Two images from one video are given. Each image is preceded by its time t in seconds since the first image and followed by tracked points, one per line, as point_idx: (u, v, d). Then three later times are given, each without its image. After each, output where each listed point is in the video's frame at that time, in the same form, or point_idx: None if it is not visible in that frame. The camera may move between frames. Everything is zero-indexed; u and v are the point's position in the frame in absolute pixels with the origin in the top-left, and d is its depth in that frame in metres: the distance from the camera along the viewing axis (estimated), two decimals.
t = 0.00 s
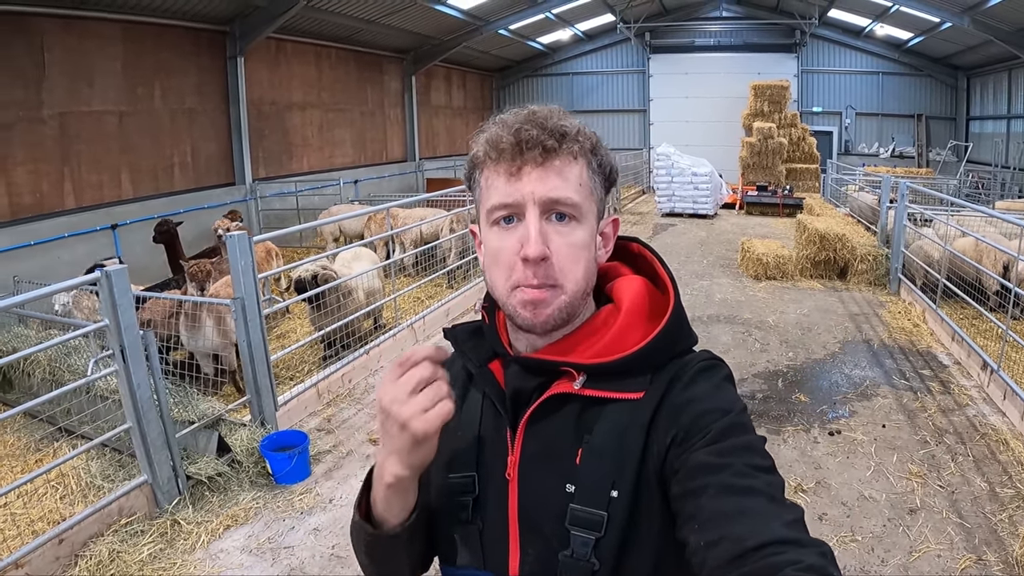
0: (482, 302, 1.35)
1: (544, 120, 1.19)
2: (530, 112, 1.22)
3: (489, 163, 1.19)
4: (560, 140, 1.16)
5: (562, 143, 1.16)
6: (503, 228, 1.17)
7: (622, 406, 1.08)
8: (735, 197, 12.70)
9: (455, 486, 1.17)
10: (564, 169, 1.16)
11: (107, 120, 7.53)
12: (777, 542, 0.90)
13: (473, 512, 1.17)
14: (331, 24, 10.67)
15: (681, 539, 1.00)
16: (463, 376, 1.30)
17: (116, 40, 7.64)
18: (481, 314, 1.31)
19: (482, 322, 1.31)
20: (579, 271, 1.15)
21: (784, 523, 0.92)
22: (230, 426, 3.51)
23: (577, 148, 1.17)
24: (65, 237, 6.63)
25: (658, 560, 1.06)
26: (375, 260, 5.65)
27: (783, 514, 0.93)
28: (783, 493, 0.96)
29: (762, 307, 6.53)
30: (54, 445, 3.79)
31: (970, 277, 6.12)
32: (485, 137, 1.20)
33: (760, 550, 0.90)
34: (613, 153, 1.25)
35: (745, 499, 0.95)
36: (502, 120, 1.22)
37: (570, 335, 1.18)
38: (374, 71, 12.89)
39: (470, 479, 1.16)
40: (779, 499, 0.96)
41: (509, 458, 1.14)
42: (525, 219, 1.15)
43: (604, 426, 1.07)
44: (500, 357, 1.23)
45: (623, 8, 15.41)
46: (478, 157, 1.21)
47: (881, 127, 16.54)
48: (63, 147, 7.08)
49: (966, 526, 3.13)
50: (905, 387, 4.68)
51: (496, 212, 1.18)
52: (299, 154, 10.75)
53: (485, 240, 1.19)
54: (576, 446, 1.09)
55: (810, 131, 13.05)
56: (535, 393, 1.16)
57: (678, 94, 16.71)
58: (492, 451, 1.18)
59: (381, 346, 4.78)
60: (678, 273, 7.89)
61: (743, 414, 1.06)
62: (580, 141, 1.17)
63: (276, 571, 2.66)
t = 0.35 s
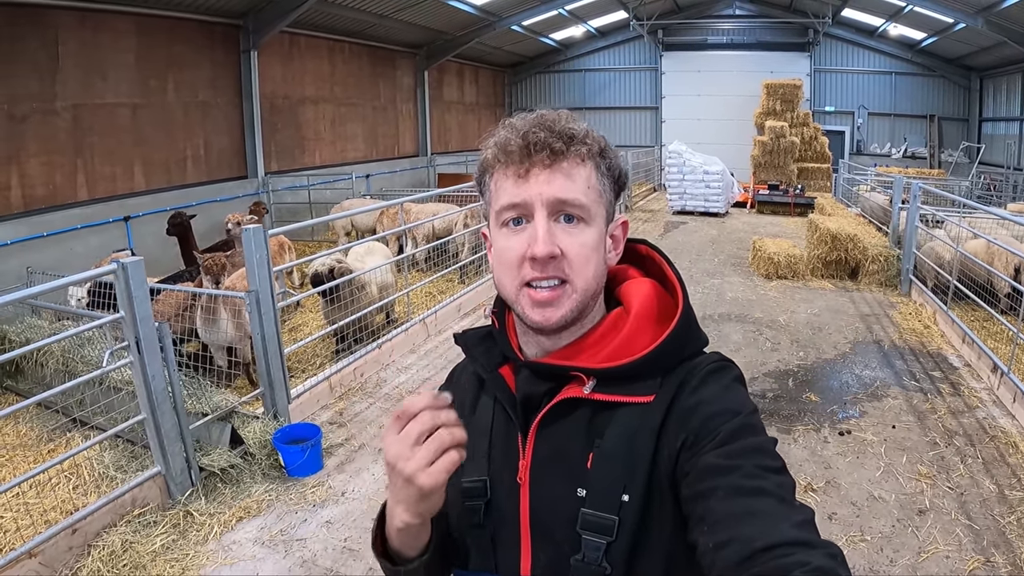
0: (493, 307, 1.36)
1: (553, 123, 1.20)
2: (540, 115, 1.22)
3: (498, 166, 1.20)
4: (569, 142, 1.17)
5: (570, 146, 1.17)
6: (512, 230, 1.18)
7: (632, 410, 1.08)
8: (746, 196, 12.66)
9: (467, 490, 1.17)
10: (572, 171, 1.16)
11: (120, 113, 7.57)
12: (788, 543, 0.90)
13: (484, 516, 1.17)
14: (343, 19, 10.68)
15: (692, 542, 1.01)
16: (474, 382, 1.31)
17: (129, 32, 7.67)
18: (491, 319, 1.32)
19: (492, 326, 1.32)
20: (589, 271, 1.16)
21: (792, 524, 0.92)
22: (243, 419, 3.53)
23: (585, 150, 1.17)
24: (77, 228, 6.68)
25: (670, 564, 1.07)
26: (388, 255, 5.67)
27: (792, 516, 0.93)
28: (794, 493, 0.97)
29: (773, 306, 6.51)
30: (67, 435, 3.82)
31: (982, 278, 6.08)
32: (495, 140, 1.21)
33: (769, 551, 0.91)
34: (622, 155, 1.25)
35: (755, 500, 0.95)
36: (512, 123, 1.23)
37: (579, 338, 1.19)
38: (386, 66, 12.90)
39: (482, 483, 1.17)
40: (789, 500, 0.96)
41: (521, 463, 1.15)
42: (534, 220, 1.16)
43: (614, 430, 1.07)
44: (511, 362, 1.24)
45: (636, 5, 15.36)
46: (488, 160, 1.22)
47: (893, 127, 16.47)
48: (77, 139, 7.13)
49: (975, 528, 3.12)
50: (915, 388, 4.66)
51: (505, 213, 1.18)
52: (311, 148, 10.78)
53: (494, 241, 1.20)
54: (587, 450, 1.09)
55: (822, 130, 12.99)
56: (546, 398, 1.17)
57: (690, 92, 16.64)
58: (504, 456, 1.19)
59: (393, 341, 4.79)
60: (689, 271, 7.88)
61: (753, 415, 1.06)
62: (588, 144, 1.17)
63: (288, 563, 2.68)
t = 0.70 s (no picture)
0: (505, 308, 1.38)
1: (546, 127, 1.20)
2: (531, 117, 1.23)
3: (494, 174, 1.22)
4: (561, 147, 1.17)
5: (563, 151, 1.17)
6: (512, 237, 1.20)
7: (642, 411, 1.08)
8: (742, 198, 12.70)
9: (475, 488, 1.17)
10: (567, 176, 1.17)
11: (118, 112, 7.56)
12: (790, 547, 0.90)
13: (492, 515, 1.16)
14: (341, 19, 10.67)
15: (697, 545, 1.01)
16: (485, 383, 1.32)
17: (127, 32, 7.66)
18: (504, 320, 1.33)
19: (505, 328, 1.34)
20: (591, 273, 1.18)
21: (797, 528, 0.92)
22: (242, 418, 3.54)
23: (578, 154, 1.18)
24: (74, 228, 6.66)
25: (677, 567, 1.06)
26: (385, 256, 5.67)
27: (796, 520, 0.93)
28: (798, 498, 0.97)
29: (769, 308, 6.54)
30: (65, 435, 3.81)
31: (976, 281, 6.12)
32: (488, 148, 1.23)
33: (771, 556, 0.90)
34: (621, 153, 1.25)
35: (760, 504, 0.95)
36: (503, 129, 1.24)
37: (585, 340, 1.21)
38: (383, 66, 12.90)
39: (490, 482, 1.17)
40: (794, 505, 0.96)
41: (530, 463, 1.15)
42: (533, 227, 1.18)
43: (623, 432, 1.08)
44: (523, 363, 1.25)
45: (633, 7, 15.41)
46: (483, 168, 1.24)
47: (888, 130, 16.57)
48: (74, 138, 7.12)
49: (970, 528, 3.14)
50: (911, 389, 4.69)
51: (505, 221, 1.20)
52: (308, 148, 10.77)
53: (496, 248, 1.22)
54: (595, 451, 1.09)
55: (817, 133, 13.05)
56: (556, 399, 1.17)
57: (686, 94, 16.68)
58: (513, 456, 1.18)
59: (390, 341, 4.80)
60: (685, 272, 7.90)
61: (762, 419, 1.06)
62: (580, 147, 1.18)
63: (288, 562, 2.68)
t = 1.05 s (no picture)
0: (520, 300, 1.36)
1: (565, 123, 1.17)
2: (551, 114, 1.19)
3: (512, 170, 1.19)
4: (580, 145, 1.14)
5: (581, 149, 1.14)
6: (530, 235, 1.17)
7: (658, 410, 1.08)
8: (738, 203, 12.74)
9: (491, 485, 1.18)
10: (584, 174, 1.14)
11: (114, 111, 7.53)
12: (812, 549, 0.89)
13: (508, 511, 1.17)
14: (339, 20, 10.65)
15: (714, 544, 1.00)
16: (499, 376, 1.31)
17: (124, 30, 7.63)
18: (519, 315, 1.32)
19: (519, 322, 1.32)
20: (607, 273, 1.15)
21: (816, 530, 0.92)
22: (238, 419, 3.52)
23: (597, 151, 1.15)
24: (68, 226, 6.63)
25: (692, 564, 1.07)
26: (382, 258, 5.66)
27: (816, 522, 0.93)
28: (818, 500, 0.96)
29: (766, 313, 6.55)
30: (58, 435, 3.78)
31: (973, 287, 6.14)
32: (507, 145, 1.19)
33: (791, 558, 0.90)
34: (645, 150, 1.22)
35: (778, 505, 0.94)
36: (523, 124, 1.21)
37: (601, 338, 1.20)
38: (380, 68, 12.89)
39: (506, 479, 1.17)
40: (812, 505, 0.95)
41: (545, 459, 1.15)
42: (549, 226, 1.15)
43: (640, 429, 1.07)
44: (538, 359, 1.24)
45: (631, 11, 15.44)
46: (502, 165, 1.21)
47: (884, 137, 16.65)
48: (71, 137, 7.08)
49: (967, 534, 3.14)
50: (907, 395, 4.69)
51: (522, 219, 1.18)
52: (305, 149, 10.74)
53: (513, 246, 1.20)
54: (611, 449, 1.09)
55: (814, 139, 13.09)
56: (571, 396, 1.16)
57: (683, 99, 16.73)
58: (528, 453, 1.18)
59: (387, 344, 4.78)
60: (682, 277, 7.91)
61: (779, 419, 1.05)
62: (600, 144, 1.14)
63: (284, 566, 2.66)
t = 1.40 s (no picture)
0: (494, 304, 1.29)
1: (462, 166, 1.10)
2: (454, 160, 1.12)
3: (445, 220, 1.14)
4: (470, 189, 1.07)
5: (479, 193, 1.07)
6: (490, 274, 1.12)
7: (667, 388, 1.05)
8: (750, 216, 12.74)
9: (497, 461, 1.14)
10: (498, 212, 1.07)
11: (133, 115, 7.56)
12: (824, 527, 0.87)
13: (512, 489, 1.13)
14: (356, 29, 10.72)
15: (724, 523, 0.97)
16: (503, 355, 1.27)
17: (143, 34, 7.66)
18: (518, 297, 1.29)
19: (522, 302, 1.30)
20: (567, 291, 1.08)
21: (828, 508, 0.89)
22: (264, 424, 3.48)
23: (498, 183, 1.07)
24: (84, 229, 6.64)
25: (695, 544, 1.04)
26: (404, 266, 5.68)
27: (827, 500, 0.90)
28: (828, 478, 0.93)
29: (784, 324, 6.50)
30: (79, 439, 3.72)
31: (990, 298, 6.10)
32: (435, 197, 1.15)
33: (802, 535, 0.88)
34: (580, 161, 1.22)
35: (790, 483, 0.92)
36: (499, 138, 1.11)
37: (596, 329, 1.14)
38: (395, 78, 12.93)
39: (514, 456, 1.13)
40: (824, 484, 0.93)
41: (552, 435, 1.12)
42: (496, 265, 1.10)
43: (650, 407, 1.05)
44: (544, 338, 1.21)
45: (644, 24, 15.53)
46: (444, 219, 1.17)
47: (895, 151, 16.67)
48: (89, 139, 7.10)
49: (996, 540, 3.09)
50: (928, 405, 4.65)
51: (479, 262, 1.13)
52: (320, 158, 10.76)
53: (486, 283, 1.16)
54: (619, 427, 1.07)
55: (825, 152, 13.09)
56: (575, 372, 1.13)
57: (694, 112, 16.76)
58: (533, 428, 1.16)
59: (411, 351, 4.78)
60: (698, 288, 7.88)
61: (789, 400, 1.02)
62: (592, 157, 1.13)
63: (317, 571, 2.62)
